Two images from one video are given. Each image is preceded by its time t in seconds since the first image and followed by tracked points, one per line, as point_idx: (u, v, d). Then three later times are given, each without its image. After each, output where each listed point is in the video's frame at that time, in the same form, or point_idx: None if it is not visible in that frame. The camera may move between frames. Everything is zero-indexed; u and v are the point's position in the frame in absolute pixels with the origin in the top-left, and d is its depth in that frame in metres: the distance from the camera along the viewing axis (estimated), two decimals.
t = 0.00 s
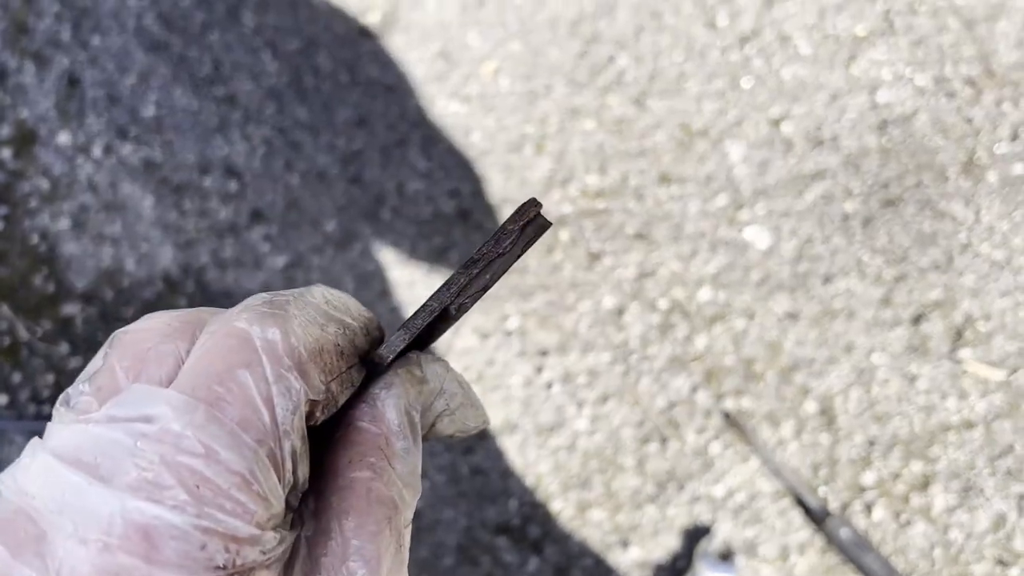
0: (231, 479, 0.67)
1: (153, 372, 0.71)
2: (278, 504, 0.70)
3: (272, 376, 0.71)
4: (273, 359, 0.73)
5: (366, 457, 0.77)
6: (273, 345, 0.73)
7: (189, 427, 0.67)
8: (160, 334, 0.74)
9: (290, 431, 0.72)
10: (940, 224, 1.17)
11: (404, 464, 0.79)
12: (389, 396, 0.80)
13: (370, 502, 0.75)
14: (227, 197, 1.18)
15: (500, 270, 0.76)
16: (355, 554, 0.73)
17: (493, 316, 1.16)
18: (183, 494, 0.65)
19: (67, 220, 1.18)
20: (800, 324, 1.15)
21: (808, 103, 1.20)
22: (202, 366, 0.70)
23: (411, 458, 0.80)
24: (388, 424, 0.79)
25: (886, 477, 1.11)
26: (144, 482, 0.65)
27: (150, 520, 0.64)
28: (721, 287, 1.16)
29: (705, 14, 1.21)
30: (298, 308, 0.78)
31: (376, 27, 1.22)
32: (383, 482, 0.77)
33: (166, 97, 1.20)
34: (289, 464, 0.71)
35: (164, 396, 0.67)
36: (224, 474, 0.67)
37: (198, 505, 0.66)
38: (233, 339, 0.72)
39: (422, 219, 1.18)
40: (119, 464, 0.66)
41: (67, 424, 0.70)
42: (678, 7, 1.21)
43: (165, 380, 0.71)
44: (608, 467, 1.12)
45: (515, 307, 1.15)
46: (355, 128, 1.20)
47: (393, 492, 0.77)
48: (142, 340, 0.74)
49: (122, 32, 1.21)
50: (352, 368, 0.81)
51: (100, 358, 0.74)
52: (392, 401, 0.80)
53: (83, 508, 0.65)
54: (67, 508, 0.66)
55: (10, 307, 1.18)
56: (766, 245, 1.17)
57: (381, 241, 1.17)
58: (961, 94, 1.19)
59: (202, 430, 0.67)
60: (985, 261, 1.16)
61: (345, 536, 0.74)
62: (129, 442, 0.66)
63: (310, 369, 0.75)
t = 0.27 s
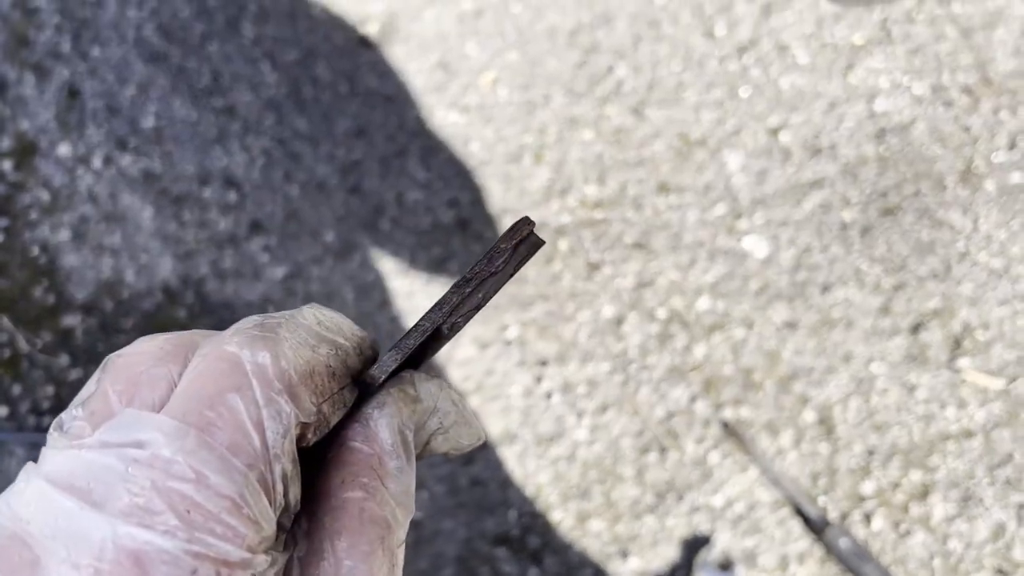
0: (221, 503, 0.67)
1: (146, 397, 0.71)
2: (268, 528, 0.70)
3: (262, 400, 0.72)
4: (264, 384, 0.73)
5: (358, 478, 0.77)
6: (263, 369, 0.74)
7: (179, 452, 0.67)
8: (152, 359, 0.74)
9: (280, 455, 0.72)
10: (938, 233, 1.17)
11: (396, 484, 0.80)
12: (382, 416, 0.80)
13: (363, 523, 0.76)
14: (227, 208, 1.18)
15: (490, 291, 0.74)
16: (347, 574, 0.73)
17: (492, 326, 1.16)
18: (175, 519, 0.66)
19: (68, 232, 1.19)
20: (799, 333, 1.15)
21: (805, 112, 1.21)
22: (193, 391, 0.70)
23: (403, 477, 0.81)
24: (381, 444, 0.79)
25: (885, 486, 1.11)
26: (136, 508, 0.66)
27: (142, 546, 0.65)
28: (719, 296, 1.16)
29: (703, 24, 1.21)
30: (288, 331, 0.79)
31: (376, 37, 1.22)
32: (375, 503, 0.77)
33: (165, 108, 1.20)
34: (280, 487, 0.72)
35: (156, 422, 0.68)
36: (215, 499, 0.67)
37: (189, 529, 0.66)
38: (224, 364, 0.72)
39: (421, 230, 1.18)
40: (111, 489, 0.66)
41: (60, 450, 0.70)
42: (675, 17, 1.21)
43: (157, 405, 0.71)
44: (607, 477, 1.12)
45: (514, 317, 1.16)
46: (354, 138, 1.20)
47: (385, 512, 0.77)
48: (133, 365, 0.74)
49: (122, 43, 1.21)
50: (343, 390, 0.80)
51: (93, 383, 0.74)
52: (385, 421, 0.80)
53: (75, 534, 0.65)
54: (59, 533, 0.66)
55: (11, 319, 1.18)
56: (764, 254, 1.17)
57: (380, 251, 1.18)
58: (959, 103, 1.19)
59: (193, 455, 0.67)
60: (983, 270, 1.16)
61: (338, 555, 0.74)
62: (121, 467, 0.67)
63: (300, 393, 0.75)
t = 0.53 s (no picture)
0: (236, 523, 0.69)
1: (162, 421, 0.73)
2: (281, 545, 0.71)
3: (273, 423, 0.73)
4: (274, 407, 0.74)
5: (361, 497, 0.77)
6: (275, 393, 0.75)
7: (196, 473, 0.68)
8: (167, 384, 0.76)
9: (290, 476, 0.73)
10: (934, 241, 1.19)
11: (398, 503, 0.79)
12: (383, 437, 0.78)
13: (366, 541, 0.75)
14: (232, 219, 1.20)
15: (486, 320, 0.75)
16: None
17: (495, 335, 1.17)
18: (193, 537, 0.67)
19: (75, 243, 1.20)
20: (798, 341, 1.16)
21: (803, 122, 1.22)
22: (207, 417, 0.72)
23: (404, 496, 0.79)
24: (383, 465, 0.78)
25: (884, 492, 1.12)
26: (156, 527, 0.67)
27: (162, 563, 0.66)
28: (719, 305, 1.17)
29: (702, 36, 1.23)
30: (297, 355, 0.80)
31: (379, 51, 1.24)
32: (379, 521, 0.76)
33: (172, 121, 1.22)
34: (292, 507, 0.72)
35: (173, 445, 0.69)
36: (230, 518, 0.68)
37: (207, 547, 0.67)
38: (236, 387, 0.74)
39: (424, 240, 1.19)
40: (130, 510, 0.68)
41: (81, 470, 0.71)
42: (674, 29, 1.23)
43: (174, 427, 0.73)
44: (609, 484, 1.13)
45: (517, 327, 1.17)
46: (358, 150, 1.22)
47: (390, 530, 0.77)
48: (149, 392, 0.75)
49: (128, 56, 1.24)
50: (350, 412, 0.80)
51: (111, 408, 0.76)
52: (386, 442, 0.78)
53: (98, 551, 0.67)
54: (81, 551, 0.67)
55: (19, 330, 1.19)
56: (763, 262, 1.19)
57: (384, 262, 1.19)
58: (955, 112, 1.21)
59: (208, 476, 0.69)
60: (980, 277, 1.17)
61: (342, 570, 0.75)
62: (141, 489, 0.68)
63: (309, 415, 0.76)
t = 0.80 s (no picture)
0: (251, 538, 0.63)
1: (169, 437, 0.65)
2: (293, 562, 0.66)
3: (284, 434, 0.67)
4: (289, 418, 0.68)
5: (368, 507, 0.70)
6: (285, 403, 0.69)
7: (209, 484, 0.63)
8: (171, 402, 0.66)
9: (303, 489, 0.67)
10: (926, 249, 1.21)
11: (406, 516, 0.72)
12: (390, 446, 0.71)
13: (376, 557, 0.69)
14: (234, 230, 1.21)
15: (492, 328, 0.70)
16: None
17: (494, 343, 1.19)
18: (205, 552, 0.61)
19: (79, 256, 1.21)
20: (793, 347, 1.18)
21: (795, 133, 1.24)
22: (216, 426, 0.65)
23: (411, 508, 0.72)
24: (390, 475, 0.71)
25: (879, 497, 1.13)
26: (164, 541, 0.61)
27: None
28: (715, 312, 1.19)
29: (695, 49, 1.27)
30: (311, 363, 0.73)
31: (378, 64, 1.28)
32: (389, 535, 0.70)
33: (175, 134, 1.24)
34: (301, 518, 0.67)
35: (182, 455, 0.63)
36: (245, 532, 0.63)
37: (219, 564, 0.62)
38: (250, 395, 0.68)
39: (423, 250, 1.21)
40: (138, 524, 0.61)
41: (88, 480, 0.64)
42: (667, 43, 1.27)
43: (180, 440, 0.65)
44: (608, 490, 1.14)
45: (515, 335, 1.18)
46: (358, 162, 1.23)
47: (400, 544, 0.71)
48: (152, 408, 0.66)
49: (131, 72, 1.26)
50: (357, 423, 0.73)
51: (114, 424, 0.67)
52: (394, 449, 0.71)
53: (104, 566, 0.61)
54: (88, 566, 0.61)
55: (24, 341, 1.20)
56: (757, 270, 1.20)
57: (384, 272, 1.20)
58: (945, 121, 1.24)
59: (221, 488, 0.63)
60: (973, 284, 1.19)
61: None
62: (149, 501, 0.62)
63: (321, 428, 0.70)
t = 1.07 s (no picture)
0: (254, 547, 0.62)
1: (168, 448, 0.64)
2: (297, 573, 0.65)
3: (285, 442, 0.66)
4: (289, 427, 0.67)
5: (371, 516, 0.69)
6: (286, 411, 0.68)
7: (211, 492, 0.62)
8: (173, 411, 0.66)
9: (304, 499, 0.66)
10: (926, 261, 1.21)
11: (410, 527, 0.71)
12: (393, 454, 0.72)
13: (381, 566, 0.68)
14: (237, 248, 1.22)
15: (489, 340, 0.66)
16: None
17: (496, 358, 1.19)
18: (207, 561, 0.60)
19: (82, 274, 1.22)
20: (794, 361, 1.18)
21: (793, 147, 1.25)
22: (218, 434, 0.65)
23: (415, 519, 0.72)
24: (393, 484, 0.71)
25: (883, 510, 1.13)
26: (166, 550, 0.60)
27: None
28: (716, 326, 1.19)
29: (693, 65, 1.28)
30: (311, 372, 0.73)
31: (379, 82, 1.29)
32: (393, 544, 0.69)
33: (177, 153, 1.25)
34: (302, 527, 0.66)
35: (184, 464, 0.62)
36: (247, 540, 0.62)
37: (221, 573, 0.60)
38: (250, 404, 0.67)
39: (424, 266, 1.21)
40: (139, 534, 0.61)
41: (89, 491, 0.63)
42: (665, 59, 1.29)
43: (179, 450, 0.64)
44: (611, 505, 1.14)
45: (517, 350, 1.18)
46: (359, 179, 1.24)
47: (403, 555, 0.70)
48: (155, 417, 0.66)
49: (134, 91, 1.27)
50: (360, 431, 0.72)
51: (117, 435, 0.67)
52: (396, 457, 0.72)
53: None
54: None
55: (27, 360, 1.20)
56: (757, 284, 1.21)
57: (387, 288, 1.20)
58: (943, 135, 1.25)
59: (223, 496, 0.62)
60: (973, 297, 1.19)
61: None
62: (151, 510, 0.61)
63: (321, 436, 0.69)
